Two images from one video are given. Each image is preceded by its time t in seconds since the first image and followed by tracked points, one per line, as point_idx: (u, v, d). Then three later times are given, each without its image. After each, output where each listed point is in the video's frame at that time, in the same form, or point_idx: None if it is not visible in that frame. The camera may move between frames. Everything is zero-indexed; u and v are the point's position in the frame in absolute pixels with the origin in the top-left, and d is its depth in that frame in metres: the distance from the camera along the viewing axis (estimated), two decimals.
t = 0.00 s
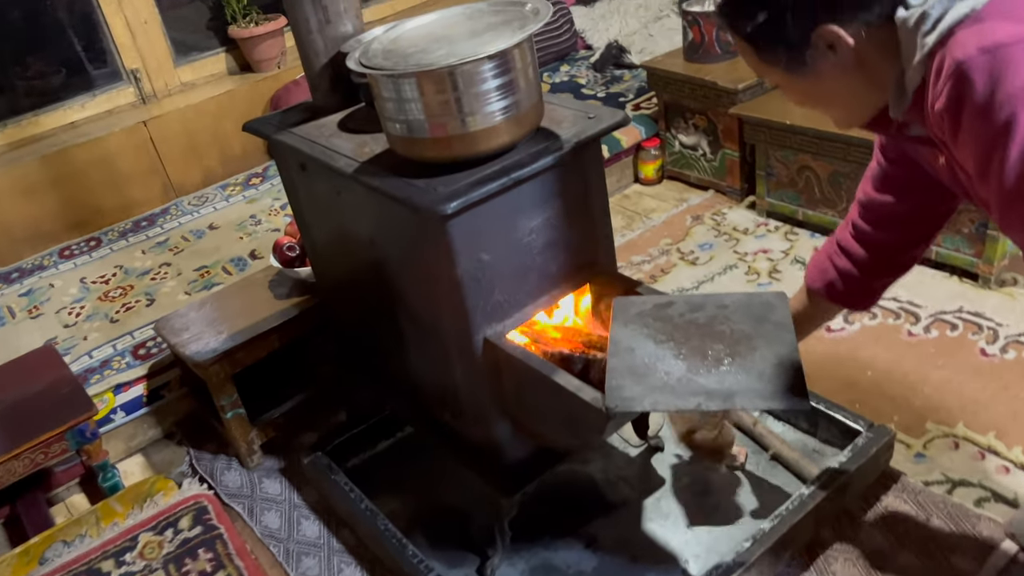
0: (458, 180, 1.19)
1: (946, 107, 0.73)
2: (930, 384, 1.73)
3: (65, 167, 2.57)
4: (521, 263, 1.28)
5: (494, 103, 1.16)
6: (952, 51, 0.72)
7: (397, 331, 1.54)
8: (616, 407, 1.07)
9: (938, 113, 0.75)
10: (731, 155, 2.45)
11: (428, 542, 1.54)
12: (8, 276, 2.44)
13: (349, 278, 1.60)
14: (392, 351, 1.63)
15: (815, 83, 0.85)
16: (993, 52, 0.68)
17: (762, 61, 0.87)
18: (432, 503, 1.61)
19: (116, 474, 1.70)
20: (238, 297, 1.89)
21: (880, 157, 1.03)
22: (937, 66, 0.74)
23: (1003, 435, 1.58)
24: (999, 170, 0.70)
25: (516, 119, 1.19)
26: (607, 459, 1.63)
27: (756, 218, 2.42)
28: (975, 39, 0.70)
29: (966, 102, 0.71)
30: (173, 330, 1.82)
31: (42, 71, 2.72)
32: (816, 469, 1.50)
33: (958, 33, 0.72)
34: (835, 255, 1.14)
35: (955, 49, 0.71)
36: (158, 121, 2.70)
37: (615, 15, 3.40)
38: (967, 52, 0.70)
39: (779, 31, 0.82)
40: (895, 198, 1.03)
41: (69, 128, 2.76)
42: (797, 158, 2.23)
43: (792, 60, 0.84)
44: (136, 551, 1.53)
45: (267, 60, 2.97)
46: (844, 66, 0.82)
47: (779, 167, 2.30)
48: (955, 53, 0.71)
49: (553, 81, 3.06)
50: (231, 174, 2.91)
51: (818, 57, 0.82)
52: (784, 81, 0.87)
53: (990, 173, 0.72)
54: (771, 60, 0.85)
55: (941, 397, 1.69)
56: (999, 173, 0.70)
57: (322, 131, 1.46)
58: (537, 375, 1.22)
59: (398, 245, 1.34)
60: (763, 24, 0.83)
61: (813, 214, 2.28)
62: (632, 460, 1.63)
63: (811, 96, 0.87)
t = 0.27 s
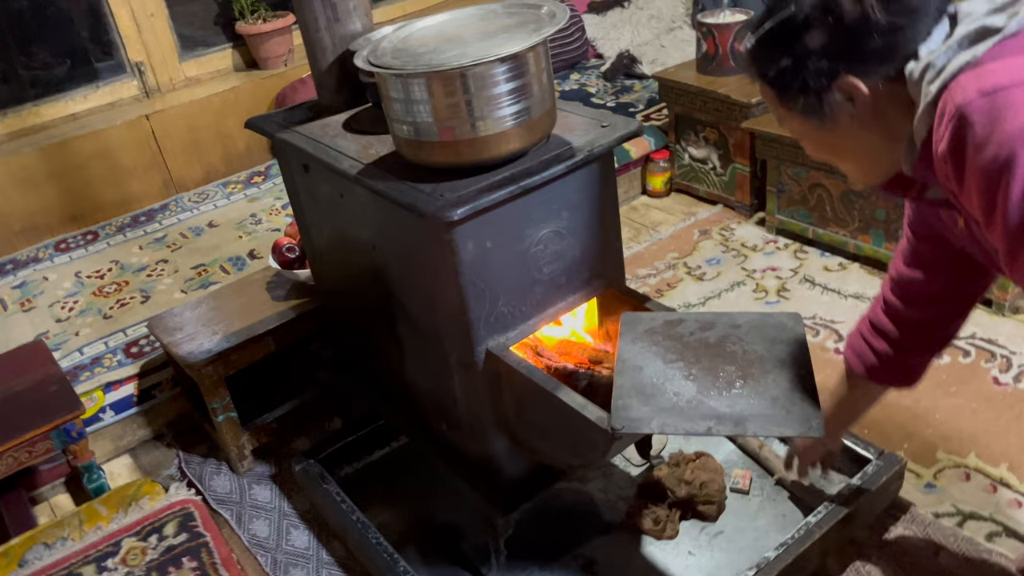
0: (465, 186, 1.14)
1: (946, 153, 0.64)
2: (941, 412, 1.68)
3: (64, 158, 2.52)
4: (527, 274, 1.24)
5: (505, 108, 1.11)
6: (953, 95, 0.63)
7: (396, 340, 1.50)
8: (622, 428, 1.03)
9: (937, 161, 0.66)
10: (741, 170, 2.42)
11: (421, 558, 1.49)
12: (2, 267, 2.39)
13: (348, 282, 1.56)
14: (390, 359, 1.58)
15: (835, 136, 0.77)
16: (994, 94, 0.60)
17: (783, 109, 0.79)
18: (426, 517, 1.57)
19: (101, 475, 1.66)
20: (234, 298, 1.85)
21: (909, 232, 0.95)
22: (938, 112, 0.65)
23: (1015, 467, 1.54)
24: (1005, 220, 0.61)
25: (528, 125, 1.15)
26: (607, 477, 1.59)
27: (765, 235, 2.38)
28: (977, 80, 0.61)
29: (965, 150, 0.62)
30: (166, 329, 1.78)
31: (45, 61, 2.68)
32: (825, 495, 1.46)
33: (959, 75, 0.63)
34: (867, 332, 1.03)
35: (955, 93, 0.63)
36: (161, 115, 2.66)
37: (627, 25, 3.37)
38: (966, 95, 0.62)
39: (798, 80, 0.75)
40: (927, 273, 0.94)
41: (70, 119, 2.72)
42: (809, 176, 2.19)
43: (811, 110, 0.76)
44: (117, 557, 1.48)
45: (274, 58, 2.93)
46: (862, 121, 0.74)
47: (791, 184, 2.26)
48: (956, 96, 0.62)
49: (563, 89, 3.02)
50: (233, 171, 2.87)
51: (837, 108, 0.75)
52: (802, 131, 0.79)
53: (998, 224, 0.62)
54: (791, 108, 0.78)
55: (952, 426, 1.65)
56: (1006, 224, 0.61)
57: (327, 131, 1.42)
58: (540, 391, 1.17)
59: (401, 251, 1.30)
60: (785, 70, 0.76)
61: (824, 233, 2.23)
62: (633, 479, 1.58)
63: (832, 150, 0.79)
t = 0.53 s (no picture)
0: (467, 194, 1.12)
1: (954, 184, 0.68)
2: (945, 440, 1.65)
3: (65, 153, 2.50)
4: (528, 285, 1.21)
5: (512, 116, 1.09)
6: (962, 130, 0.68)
7: (392, 349, 1.47)
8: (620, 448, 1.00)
9: (946, 196, 0.71)
10: (747, 189, 2.40)
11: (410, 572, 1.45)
12: None
13: (345, 288, 1.53)
14: (385, 367, 1.55)
15: (856, 175, 0.82)
16: (1000, 127, 0.64)
17: (808, 148, 0.85)
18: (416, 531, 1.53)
19: (86, 476, 1.62)
20: (230, 300, 1.82)
21: (933, 292, 0.95)
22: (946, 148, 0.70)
23: (1019, 499, 1.51)
24: (1008, 246, 0.63)
25: (535, 135, 1.13)
26: (602, 496, 1.55)
27: (769, 255, 2.36)
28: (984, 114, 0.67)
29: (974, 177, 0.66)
30: (159, 329, 1.75)
31: (49, 55, 2.66)
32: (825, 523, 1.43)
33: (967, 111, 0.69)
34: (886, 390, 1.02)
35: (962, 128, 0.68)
36: (165, 113, 2.64)
37: (636, 39, 3.35)
38: (973, 128, 0.67)
39: (825, 119, 0.81)
40: (948, 333, 0.93)
41: (73, 114, 2.70)
42: (816, 197, 2.17)
43: (835, 149, 0.82)
44: (99, 561, 1.45)
45: (279, 59, 2.92)
46: (880, 162, 0.80)
47: (797, 204, 2.23)
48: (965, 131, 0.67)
49: (570, 101, 3.00)
50: (235, 172, 2.85)
51: (860, 149, 0.80)
52: (825, 172, 0.85)
53: (1003, 253, 0.65)
54: (816, 147, 0.84)
55: (954, 456, 1.61)
56: (1008, 252, 0.63)
57: (329, 133, 1.40)
58: (537, 406, 1.14)
59: (400, 258, 1.27)
60: (812, 107, 0.82)
61: (829, 255, 2.21)
62: (628, 498, 1.55)
63: (851, 192, 0.85)
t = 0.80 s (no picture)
0: (466, 198, 1.10)
1: (999, 146, 0.72)
2: (945, 461, 1.63)
3: (64, 150, 2.49)
4: (526, 293, 1.19)
5: (513, 119, 1.08)
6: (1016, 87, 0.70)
7: (387, 355, 1.45)
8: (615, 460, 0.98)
9: (988, 152, 0.74)
10: (749, 203, 2.38)
11: None
12: None
13: (341, 292, 1.51)
14: (379, 371, 1.53)
15: (893, 112, 0.80)
16: None
17: (839, 80, 0.82)
18: (406, 540, 1.51)
19: (73, 476, 1.59)
20: (224, 301, 1.80)
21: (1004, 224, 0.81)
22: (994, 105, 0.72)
23: (1019, 522, 1.48)
24: None
25: (536, 139, 1.11)
26: (596, 510, 1.53)
27: (770, 270, 2.34)
28: None
29: None
30: (151, 329, 1.73)
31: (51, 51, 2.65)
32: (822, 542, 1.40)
33: None
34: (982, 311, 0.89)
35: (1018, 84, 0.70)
36: (165, 113, 2.63)
37: (641, 51, 3.35)
38: None
39: (861, 45, 0.78)
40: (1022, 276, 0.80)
41: (73, 112, 2.69)
42: (818, 213, 2.15)
43: (869, 80, 0.79)
44: (83, 562, 1.43)
45: (282, 62, 2.91)
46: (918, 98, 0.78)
47: (799, 219, 2.22)
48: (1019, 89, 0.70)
49: (573, 111, 2.99)
50: (234, 174, 2.83)
51: (896, 80, 0.78)
52: (858, 104, 0.82)
53: None
54: (848, 77, 0.81)
55: (954, 477, 1.59)
56: None
57: (328, 134, 1.38)
58: (532, 415, 1.12)
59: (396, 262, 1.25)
60: (846, 35, 0.79)
61: (830, 271, 2.19)
62: (622, 512, 1.53)
63: (883, 126, 0.82)
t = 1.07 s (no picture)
0: (457, 201, 1.10)
1: None
2: (937, 470, 1.63)
3: (60, 153, 2.49)
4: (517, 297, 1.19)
5: (505, 123, 1.08)
6: None
7: (379, 359, 1.44)
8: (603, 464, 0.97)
9: None
10: (744, 211, 2.38)
11: None
12: None
13: (334, 295, 1.51)
14: (370, 375, 1.53)
15: None
16: None
17: None
18: (396, 546, 1.50)
19: (62, 479, 1.59)
20: (217, 305, 1.80)
21: None
22: None
23: (1010, 532, 1.48)
24: None
25: (528, 144, 1.11)
26: (587, 516, 1.53)
27: (765, 278, 2.34)
28: None
29: None
30: (144, 332, 1.72)
31: (48, 54, 2.65)
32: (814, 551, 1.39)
33: None
34: None
35: None
36: (162, 117, 2.63)
37: (638, 59, 3.36)
38: None
39: None
40: None
41: (69, 115, 2.69)
42: (813, 221, 2.15)
43: None
44: (70, 565, 1.42)
45: (279, 67, 2.91)
46: None
47: (793, 227, 2.22)
48: None
49: (570, 118, 2.99)
50: (230, 179, 2.83)
51: None
52: None
53: None
54: None
55: (946, 486, 1.59)
56: None
57: (321, 137, 1.38)
58: (521, 420, 1.12)
59: (388, 266, 1.25)
60: None
61: (824, 279, 2.19)
62: (614, 519, 1.52)
63: None
